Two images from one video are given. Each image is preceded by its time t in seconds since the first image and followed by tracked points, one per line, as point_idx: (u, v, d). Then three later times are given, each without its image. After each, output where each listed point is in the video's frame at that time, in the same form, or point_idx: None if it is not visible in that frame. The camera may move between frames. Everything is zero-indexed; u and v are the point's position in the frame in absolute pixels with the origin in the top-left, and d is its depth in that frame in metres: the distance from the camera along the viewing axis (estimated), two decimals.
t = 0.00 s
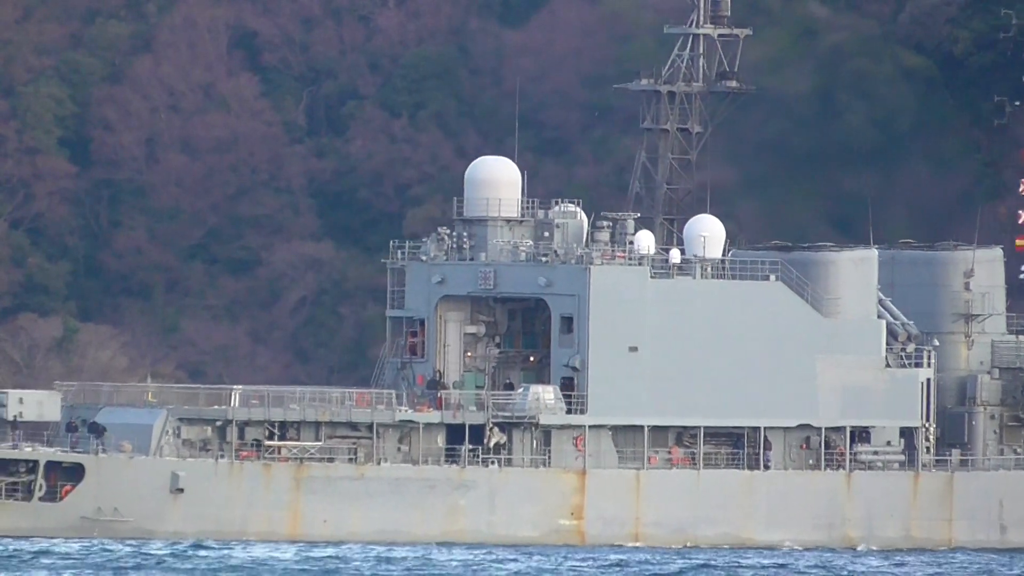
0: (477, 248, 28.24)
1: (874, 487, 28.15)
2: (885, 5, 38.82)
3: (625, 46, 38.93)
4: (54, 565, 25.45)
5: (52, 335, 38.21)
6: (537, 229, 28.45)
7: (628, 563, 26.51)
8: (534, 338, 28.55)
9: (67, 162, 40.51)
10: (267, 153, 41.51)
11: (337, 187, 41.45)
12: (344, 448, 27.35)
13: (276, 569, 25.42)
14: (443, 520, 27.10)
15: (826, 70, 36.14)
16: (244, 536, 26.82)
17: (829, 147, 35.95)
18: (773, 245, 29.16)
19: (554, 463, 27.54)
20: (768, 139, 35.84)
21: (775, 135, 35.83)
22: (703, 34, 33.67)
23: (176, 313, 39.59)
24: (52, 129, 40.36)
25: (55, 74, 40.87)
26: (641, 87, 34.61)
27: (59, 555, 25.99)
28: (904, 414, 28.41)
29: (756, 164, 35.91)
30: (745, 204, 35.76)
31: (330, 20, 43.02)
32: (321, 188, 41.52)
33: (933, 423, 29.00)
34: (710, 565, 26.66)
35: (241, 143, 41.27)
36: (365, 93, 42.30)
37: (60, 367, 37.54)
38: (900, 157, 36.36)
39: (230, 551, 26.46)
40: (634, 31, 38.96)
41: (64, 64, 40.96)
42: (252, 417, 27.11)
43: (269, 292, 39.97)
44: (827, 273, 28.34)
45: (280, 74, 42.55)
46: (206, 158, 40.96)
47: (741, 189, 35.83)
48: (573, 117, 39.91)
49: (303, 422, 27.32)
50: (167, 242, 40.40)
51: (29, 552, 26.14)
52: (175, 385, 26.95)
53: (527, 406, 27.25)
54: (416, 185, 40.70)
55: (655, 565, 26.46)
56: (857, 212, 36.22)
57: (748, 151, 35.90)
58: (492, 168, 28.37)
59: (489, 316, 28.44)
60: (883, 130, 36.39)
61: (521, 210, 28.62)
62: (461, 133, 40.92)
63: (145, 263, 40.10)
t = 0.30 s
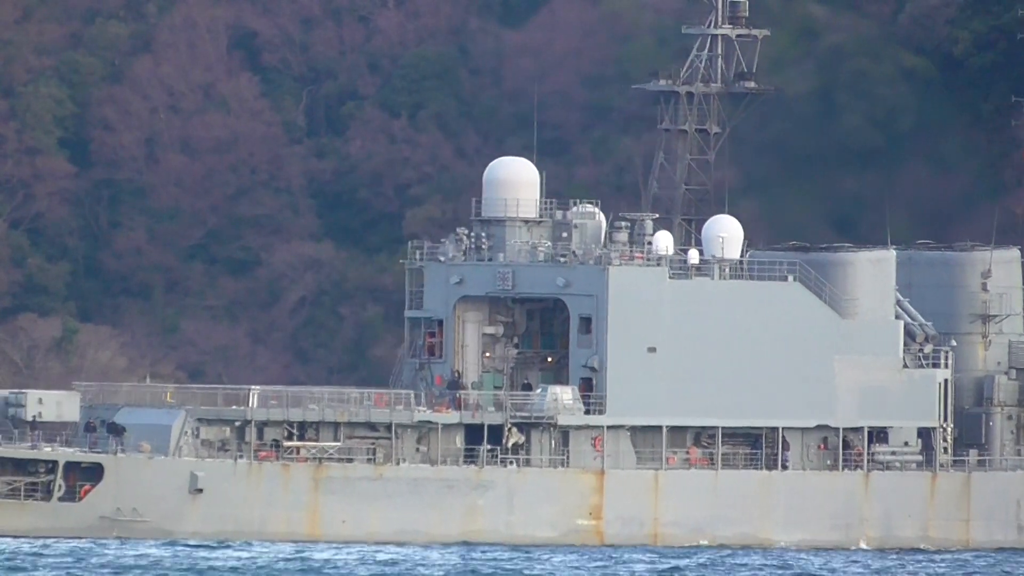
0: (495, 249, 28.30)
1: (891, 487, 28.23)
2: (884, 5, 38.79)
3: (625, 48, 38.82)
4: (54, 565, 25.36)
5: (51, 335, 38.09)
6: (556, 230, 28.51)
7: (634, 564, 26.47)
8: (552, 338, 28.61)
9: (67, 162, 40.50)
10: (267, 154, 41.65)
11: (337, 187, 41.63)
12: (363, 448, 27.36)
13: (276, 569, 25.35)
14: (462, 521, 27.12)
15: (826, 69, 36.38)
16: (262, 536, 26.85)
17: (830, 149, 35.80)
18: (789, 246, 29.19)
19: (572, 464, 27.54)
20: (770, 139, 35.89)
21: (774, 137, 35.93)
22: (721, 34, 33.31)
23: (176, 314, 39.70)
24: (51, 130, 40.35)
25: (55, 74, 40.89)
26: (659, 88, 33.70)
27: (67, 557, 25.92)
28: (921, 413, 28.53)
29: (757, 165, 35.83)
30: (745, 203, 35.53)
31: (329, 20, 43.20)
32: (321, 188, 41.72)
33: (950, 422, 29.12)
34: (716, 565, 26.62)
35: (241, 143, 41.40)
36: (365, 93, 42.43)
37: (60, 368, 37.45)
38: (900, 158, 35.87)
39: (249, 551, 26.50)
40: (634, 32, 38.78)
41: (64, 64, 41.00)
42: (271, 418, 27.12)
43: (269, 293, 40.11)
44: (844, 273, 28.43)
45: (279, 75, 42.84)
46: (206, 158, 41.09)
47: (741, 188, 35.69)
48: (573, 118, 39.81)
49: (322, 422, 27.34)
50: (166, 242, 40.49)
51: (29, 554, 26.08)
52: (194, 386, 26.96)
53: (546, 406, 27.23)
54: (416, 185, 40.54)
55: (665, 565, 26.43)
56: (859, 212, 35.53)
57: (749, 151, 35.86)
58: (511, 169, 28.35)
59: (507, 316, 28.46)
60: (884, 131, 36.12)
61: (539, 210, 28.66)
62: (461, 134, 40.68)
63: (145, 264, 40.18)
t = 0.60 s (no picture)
0: (514, 246, 28.33)
1: (909, 486, 28.27)
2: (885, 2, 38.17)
3: (624, 46, 39.42)
4: (51, 565, 25.29)
5: (51, 333, 38.43)
6: (574, 228, 28.56)
7: (637, 563, 26.32)
8: (570, 336, 28.66)
9: (66, 161, 40.85)
10: (267, 153, 41.92)
11: (337, 184, 41.84)
12: (382, 446, 27.40)
13: (271, 569, 25.17)
14: (480, 519, 27.13)
15: (826, 67, 36.93)
16: (281, 534, 26.85)
17: (828, 149, 36.62)
18: (807, 245, 29.25)
19: (591, 462, 27.60)
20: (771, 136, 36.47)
21: (782, 138, 36.58)
22: (739, 33, 33.45)
23: (176, 313, 39.94)
24: (51, 128, 40.68)
25: (54, 73, 41.22)
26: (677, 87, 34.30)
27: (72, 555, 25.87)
28: (940, 411, 28.48)
29: (760, 162, 36.52)
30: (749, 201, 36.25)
31: (329, 18, 43.41)
32: (322, 186, 41.94)
33: (968, 421, 29.16)
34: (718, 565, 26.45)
35: (240, 142, 41.68)
36: (365, 92, 42.53)
37: (59, 365, 37.85)
38: (898, 156, 36.75)
39: (268, 549, 26.50)
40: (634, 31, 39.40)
41: (64, 62, 41.33)
42: (290, 416, 27.15)
43: (268, 292, 40.32)
44: (863, 271, 28.46)
45: (279, 73, 43.06)
46: (206, 157, 41.32)
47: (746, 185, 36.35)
48: (573, 118, 40.22)
49: (341, 420, 27.37)
50: (166, 241, 40.77)
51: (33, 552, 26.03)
52: (213, 385, 26.98)
53: (564, 404, 27.30)
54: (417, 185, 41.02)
55: (671, 563, 26.33)
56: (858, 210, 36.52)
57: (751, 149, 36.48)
58: (526, 168, 28.40)
59: (526, 315, 28.52)
60: (884, 130, 36.77)
61: (558, 208, 28.72)
62: (461, 133, 41.41)
63: (145, 262, 40.45)
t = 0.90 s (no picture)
0: (533, 245, 28.37)
1: (927, 484, 28.29)
2: None
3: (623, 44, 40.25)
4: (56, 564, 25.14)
5: (51, 331, 38.27)
6: (593, 226, 28.53)
7: (645, 563, 26.17)
8: (589, 334, 28.66)
9: (66, 158, 40.77)
10: (267, 150, 41.80)
11: (337, 183, 41.64)
12: (401, 445, 27.43)
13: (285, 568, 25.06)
14: (499, 518, 27.12)
15: (826, 67, 37.72)
16: (299, 532, 26.83)
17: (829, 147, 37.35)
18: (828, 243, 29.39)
19: (609, 460, 27.61)
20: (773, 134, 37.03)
21: (786, 138, 37.13)
22: (757, 31, 33.26)
23: (176, 309, 39.82)
24: (51, 126, 40.55)
25: (54, 71, 41.04)
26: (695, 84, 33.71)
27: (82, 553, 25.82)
28: (957, 411, 28.53)
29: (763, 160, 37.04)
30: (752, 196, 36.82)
31: (329, 15, 43.28)
32: (320, 184, 41.81)
33: (985, 419, 29.19)
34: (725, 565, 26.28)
35: (239, 141, 41.52)
36: (365, 89, 42.41)
37: (59, 364, 37.66)
38: (897, 154, 37.60)
39: (286, 547, 26.48)
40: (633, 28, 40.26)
41: (63, 60, 41.10)
42: (310, 414, 27.22)
43: (268, 289, 40.27)
44: (882, 269, 28.51)
45: (279, 71, 42.89)
46: (206, 154, 41.21)
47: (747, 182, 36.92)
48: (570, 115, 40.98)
49: (360, 418, 27.42)
50: (166, 239, 40.66)
51: (39, 551, 25.92)
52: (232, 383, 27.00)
53: (583, 402, 27.34)
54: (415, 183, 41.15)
55: (689, 563, 26.28)
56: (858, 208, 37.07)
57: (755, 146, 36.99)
58: (547, 165, 28.53)
59: (545, 313, 28.56)
60: (882, 129, 37.58)
61: (577, 206, 28.74)
62: (460, 129, 41.71)
63: (145, 260, 40.38)
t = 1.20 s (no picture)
0: (551, 245, 28.39)
1: (945, 484, 28.34)
2: None
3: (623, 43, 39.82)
4: (43, 562, 25.22)
5: (51, 331, 38.22)
6: (611, 226, 28.63)
7: (625, 563, 26.07)
8: (607, 334, 28.73)
9: (65, 158, 40.65)
10: (266, 150, 41.69)
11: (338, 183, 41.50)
12: (420, 445, 27.46)
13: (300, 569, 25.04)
14: (518, 518, 27.13)
15: (826, 66, 37.11)
16: (318, 532, 26.83)
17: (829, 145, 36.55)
18: (846, 244, 29.48)
19: (628, 460, 27.65)
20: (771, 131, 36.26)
21: (792, 139, 36.37)
22: (775, 31, 34.13)
23: (175, 309, 39.83)
24: (51, 125, 40.56)
25: (54, 70, 41.06)
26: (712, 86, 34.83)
27: (77, 552, 25.86)
28: (975, 411, 28.58)
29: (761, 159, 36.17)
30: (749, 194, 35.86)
31: (328, 15, 43.24)
32: (319, 184, 41.70)
33: (1004, 420, 29.30)
34: (701, 565, 26.20)
35: (239, 141, 41.45)
36: (365, 89, 42.39)
37: (59, 364, 37.58)
38: (896, 152, 36.57)
39: (306, 547, 26.49)
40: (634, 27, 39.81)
41: (63, 60, 41.15)
42: (329, 414, 27.22)
43: (267, 288, 40.28)
44: (899, 269, 28.57)
45: (278, 71, 42.79)
46: (205, 154, 41.17)
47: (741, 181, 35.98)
48: (571, 115, 40.70)
49: (379, 418, 27.46)
50: (166, 238, 40.64)
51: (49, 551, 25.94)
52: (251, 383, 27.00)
53: (602, 402, 27.36)
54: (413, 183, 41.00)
55: (705, 563, 26.28)
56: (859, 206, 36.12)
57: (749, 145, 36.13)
58: (566, 165, 28.49)
59: (563, 313, 28.60)
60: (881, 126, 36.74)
61: (595, 207, 28.75)
62: (459, 129, 41.62)
63: (144, 260, 40.36)
